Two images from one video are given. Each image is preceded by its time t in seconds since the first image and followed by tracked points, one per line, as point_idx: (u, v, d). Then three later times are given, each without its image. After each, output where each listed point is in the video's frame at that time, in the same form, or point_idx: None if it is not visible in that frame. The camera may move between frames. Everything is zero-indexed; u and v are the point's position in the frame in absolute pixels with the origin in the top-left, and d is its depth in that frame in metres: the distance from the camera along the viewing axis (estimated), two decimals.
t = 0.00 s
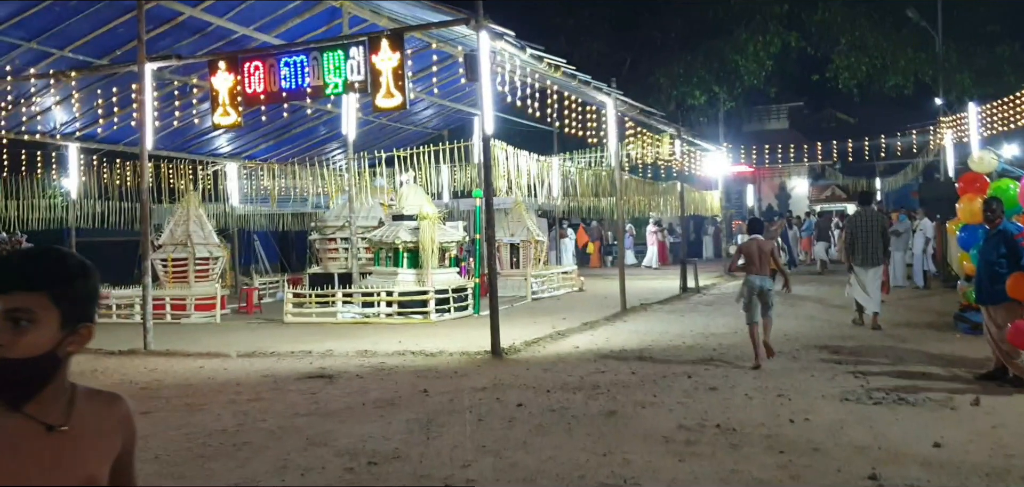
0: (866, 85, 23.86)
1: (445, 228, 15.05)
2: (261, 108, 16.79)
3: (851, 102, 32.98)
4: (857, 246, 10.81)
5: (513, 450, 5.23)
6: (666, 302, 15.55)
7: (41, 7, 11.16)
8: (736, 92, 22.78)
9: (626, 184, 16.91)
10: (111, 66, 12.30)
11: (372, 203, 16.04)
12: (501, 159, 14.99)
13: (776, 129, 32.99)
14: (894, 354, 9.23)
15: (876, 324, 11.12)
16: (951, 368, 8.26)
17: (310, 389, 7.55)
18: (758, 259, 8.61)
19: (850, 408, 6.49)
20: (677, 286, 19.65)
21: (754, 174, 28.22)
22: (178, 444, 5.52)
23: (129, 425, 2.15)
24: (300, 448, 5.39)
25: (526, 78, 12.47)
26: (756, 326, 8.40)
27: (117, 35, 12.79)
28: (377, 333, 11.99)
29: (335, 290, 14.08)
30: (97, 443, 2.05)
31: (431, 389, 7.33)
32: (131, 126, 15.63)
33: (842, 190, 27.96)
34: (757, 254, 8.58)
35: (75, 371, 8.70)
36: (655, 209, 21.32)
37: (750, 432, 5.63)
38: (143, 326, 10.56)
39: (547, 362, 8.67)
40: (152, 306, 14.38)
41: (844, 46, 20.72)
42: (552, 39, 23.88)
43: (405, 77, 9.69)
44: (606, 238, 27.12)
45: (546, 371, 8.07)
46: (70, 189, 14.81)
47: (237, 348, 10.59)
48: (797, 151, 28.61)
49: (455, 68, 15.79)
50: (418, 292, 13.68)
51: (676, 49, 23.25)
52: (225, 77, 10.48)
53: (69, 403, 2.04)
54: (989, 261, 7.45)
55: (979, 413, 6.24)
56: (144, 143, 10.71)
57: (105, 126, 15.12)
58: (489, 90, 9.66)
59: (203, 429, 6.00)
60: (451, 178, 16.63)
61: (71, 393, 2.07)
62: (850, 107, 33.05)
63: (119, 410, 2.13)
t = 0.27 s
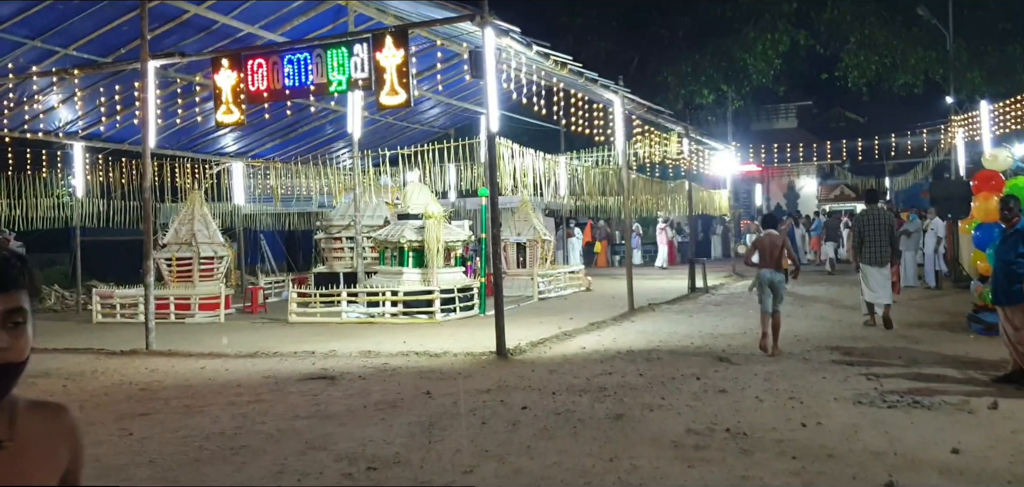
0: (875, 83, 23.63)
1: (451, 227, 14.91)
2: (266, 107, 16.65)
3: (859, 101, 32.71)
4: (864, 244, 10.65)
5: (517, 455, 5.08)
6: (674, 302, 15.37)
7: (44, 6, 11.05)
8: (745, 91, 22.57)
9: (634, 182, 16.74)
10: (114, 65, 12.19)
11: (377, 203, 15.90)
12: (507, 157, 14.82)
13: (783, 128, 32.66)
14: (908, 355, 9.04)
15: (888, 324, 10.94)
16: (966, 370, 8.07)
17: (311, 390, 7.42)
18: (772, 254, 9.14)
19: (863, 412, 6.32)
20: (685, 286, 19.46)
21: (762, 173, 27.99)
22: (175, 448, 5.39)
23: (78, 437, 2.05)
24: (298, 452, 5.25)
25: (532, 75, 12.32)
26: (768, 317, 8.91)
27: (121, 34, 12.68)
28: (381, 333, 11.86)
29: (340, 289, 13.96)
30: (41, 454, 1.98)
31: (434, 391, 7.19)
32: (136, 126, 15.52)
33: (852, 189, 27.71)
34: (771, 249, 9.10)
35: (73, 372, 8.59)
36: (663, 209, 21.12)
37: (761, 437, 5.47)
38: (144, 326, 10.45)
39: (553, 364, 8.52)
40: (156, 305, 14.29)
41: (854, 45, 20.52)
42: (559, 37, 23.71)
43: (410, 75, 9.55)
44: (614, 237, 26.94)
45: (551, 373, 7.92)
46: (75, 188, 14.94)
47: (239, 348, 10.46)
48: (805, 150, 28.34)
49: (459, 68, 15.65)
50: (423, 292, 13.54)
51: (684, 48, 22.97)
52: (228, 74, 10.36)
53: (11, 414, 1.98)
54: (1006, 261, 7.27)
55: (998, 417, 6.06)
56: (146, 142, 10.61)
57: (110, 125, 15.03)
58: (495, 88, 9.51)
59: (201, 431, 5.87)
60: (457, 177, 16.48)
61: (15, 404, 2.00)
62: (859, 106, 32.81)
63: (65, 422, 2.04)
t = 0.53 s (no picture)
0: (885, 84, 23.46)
1: (458, 228, 14.81)
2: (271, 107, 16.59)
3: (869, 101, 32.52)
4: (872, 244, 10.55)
5: (522, 462, 4.97)
6: (683, 305, 15.22)
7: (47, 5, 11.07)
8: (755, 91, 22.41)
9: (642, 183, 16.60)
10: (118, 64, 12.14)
11: (384, 204, 15.81)
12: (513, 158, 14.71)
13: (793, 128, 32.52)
14: (920, 359, 8.89)
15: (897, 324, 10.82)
16: (981, 375, 7.91)
17: (314, 394, 7.33)
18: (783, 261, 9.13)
19: (876, 417, 6.18)
20: (694, 288, 19.29)
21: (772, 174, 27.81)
22: (174, 453, 5.30)
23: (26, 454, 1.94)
24: (299, 458, 5.16)
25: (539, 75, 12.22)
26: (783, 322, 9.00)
27: (126, 32, 12.63)
28: (386, 336, 11.75)
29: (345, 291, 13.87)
30: None
31: (438, 395, 7.08)
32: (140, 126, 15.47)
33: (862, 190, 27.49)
34: (783, 257, 9.02)
35: (75, 374, 8.52)
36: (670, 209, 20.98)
37: (771, 444, 5.34)
38: (149, 328, 10.38)
39: (559, 367, 8.40)
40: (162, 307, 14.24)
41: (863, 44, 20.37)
42: (567, 37, 23.60)
43: (414, 73, 9.47)
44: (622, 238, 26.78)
45: (558, 377, 7.81)
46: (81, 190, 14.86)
47: (243, 351, 10.38)
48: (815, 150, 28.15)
49: (465, 68, 15.58)
50: (429, 294, 13.44)
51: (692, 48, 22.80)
52: (232, 73, 10.30)
53: None
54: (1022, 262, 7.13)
55: (1015, 423, 5.92)
56: (151, 141, 10.56)
57: (116, 125, 14.99)
58: (501, 86, 9.41)
59: (201, 437, 5.78)
60: (464, 178, 16.37)
61: None
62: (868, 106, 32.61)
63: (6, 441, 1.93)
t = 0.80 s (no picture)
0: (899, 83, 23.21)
1: (466, 229, 14.67)
2: (279, 107, 16.50)
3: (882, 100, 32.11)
4: (885, 244, 10.39)
5: (531, 472, 4.83)
6: (694, 307, 15.04)
7: (56, 5, 10.99)
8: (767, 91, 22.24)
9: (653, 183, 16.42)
10: (127, 65, 12.07)
11: (392, 204, 15.70)
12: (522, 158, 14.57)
13: (805, 128, 32.12)
14: (938, 365, 8.69)
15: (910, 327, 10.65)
16: (1001, 382, 7.73)
17: (320, 398, 7.21)
18: (798, 256, 9.39)
19: (895, 426, 6.01)
20: (705, 290, 19.09)
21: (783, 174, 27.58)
22: (176, 461, 5.18)
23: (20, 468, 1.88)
24: (302, 466, 5.03)
25: (549, 74, 12.08)
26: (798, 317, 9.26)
27: (135, 33, 12.56)
28: (394, 338, 11.62)
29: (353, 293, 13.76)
30: None
31: (445, 400, 6.95)
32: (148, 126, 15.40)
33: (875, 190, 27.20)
34: (801, 251, 9.31)
35: (78, 377, 8.43)
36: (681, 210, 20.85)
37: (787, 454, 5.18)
38: (155, 329, 10.29)
39: (568, 372, 8.25)
40: (170, 308, 14.18)
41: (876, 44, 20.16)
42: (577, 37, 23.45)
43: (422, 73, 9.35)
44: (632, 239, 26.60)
45: (567, 382, 7.67)
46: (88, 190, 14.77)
47: (249, 353, 10.28)
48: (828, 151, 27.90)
49: (474, 68, 15.48)
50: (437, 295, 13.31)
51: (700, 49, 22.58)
52: (239, 74, 10.21)
53: None
54: None
55: None
56: (158, 142, 10.49)
57: (125, 126, 14.96)
58: (510, 86, 9.27)
59: (203, 443, 5.67)
60: (474, 179, 16.26)
61: None
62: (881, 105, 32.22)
63: None
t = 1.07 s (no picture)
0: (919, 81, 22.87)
1: (480, 229, 14.56)
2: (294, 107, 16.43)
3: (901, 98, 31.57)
4: (904, 247, 10.21)
5: (544, 481, 4.71)
6: (711, 308, 14.85)
7: (72, 6, 10.95)
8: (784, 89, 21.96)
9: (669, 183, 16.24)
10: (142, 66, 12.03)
11: (406, 204, 15.61)
12: (537, 158, 14.43)
13: (822, 127, 31.19)
14: (962, 369, 8.49)
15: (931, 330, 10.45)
16: None
17: (332, 401, 7.12)
18: (819, 258, 9.44)
19: (920, 434, 5.84)
20: (722, 290, 18.88)
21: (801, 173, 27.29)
22: (183, 466, 5.10)
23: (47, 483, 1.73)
24: (312, 473, 4.94)
25: (564, 73, 11.95)
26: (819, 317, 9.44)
27: (150, 34, 12.53)
28: (407, 339, 11.53)
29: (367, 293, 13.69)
30: None
31: (458, 404, 6.84)
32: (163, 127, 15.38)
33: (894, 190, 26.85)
34: (821, 255, 9.38)
35: (90, 378, 8.38)
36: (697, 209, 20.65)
37: (808, 463, 5.04)
38: (168, 329, 10.26)
39: (583, 375, 8.13)
40: (184, 308, 14.18)
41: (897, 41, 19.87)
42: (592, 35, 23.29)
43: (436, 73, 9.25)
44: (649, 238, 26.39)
45: (582, 385, 7.54)
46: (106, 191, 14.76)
47: (262, 354, 10.22)
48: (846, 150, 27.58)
49: (488, 67, 15.36)
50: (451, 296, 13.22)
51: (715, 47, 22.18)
52: (253, 74, 10.15)
53: None
54: None
55: None
56: (171, 143, 10.45)
57: (141, 127, 14.95)
58: (524, 85, 9.15)
59: (212, 446, 5.59)
60: (488, 178, 16.14)
61: None
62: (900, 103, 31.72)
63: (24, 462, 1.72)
